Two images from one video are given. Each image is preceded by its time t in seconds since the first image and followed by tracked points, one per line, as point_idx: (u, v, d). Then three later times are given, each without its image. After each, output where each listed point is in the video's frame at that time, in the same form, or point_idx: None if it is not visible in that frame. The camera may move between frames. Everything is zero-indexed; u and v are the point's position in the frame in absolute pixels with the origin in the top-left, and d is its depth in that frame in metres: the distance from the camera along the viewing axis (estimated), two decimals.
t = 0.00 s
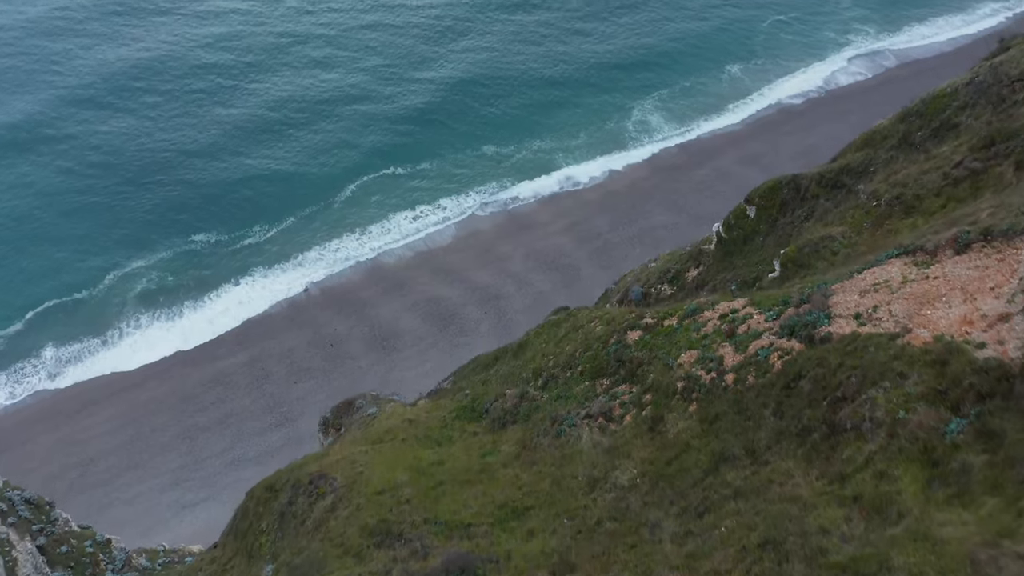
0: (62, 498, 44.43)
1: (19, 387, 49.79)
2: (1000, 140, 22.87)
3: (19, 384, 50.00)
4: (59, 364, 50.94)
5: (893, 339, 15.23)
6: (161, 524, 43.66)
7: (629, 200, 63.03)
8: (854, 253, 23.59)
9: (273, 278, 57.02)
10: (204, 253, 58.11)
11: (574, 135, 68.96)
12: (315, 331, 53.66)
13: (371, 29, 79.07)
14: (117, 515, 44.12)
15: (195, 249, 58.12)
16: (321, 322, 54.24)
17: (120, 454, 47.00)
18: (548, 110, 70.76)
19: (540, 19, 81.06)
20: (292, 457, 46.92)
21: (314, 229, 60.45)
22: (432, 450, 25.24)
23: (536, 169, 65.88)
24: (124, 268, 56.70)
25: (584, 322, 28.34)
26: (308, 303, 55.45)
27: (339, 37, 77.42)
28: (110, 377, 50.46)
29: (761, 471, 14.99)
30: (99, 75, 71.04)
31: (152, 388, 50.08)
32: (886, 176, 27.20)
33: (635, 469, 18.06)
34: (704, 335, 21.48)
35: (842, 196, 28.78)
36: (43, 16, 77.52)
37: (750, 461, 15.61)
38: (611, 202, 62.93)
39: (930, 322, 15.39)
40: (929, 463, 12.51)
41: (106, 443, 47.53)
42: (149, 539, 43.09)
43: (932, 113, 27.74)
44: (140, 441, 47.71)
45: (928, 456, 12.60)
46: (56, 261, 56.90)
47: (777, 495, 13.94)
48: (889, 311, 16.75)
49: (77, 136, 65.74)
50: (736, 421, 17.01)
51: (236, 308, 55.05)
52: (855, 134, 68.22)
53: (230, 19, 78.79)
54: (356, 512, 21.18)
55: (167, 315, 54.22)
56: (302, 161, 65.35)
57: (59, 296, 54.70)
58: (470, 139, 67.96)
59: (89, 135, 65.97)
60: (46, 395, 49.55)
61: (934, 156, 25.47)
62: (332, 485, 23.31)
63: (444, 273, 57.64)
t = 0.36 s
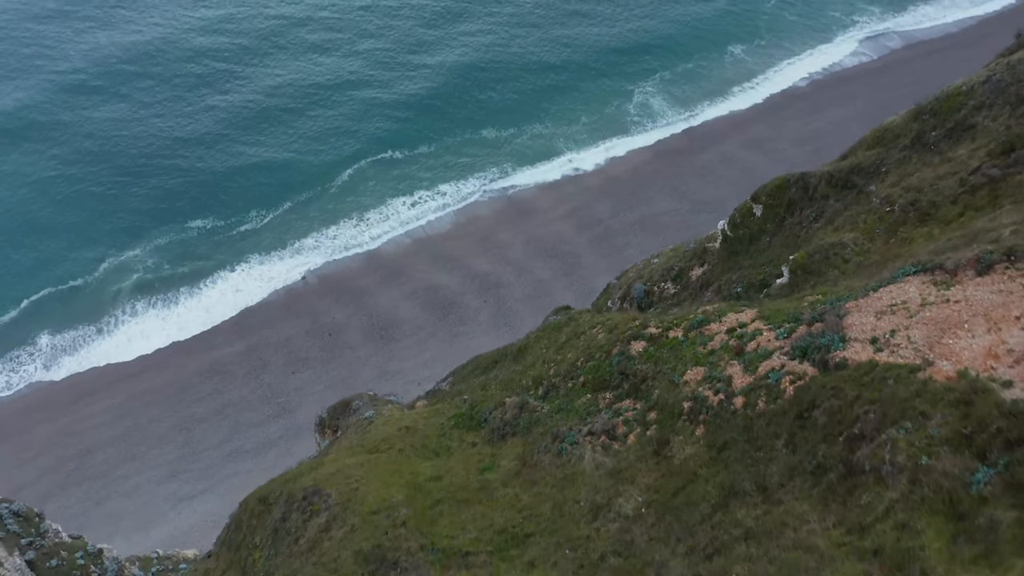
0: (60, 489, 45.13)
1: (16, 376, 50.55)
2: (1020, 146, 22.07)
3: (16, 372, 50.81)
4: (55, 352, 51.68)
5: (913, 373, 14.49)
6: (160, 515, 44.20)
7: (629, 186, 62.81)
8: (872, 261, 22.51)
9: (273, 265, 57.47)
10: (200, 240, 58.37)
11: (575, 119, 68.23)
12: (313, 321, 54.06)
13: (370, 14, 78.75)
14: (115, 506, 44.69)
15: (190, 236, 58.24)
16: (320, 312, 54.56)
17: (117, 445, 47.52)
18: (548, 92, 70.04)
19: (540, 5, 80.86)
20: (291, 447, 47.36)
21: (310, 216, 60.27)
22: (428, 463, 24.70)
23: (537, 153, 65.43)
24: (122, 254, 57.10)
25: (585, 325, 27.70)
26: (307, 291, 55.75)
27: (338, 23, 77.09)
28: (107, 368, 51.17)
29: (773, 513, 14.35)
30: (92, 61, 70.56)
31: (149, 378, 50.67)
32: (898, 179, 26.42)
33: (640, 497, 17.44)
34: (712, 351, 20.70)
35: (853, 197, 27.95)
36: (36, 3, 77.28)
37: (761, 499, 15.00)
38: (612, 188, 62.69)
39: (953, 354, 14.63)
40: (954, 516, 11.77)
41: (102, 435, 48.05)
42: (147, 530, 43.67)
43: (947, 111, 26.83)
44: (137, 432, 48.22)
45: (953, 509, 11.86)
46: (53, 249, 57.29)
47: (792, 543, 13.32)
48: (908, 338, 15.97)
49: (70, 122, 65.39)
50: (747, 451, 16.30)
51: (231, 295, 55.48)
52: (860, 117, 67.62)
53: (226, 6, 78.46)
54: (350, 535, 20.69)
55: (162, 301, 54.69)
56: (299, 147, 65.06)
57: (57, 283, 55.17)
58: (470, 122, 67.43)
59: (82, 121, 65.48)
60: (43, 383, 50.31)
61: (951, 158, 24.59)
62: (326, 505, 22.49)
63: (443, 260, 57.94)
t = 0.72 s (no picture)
0: (57, 481, 45.78)
1: (12, 363, 51.46)
2: None
3: (12, 360, 51.63)
4: (51, 340, 52.63)
5: (934, 412, 13.79)
6: (157, 507, 45.09)
7: (631, 171, 64.48)
8: (892, 273, 21.51)
9: (272, 250, 58.75)
10: (196, 227, 59.68)
11: (575, 103, 70.18)
12: (312, 310, 55.24)
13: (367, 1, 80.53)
14: (113, 499, 45.39)
15: (186, 224, 59.53)
16: (317, 300, 55.81)
17: (114, 437, 48.29)
18: (544, 78, 71.92)
19: None
20: (290, 438, 48.51)
21: (307, 203, 61.67)
22: (424, 477, 24.17)
23: (534, 138, 67.18)
24: (117, 243, 58.17)
25: (584, 331, 27.14)
26: (303, 281, 56.99)
27: (335, 10, 78.91)
28: (103, 357, 52.05)
29: (788, 560, 13.77)
30: (89, 49, 71.95)
31: (146, 368, 51.65)
32: (912, 183, 25.53)
33: (646, 529, 16.90)
34: (720, 370, 19.92)
35: (865, 200, 27.11)
36: None
37: (775, 541, 14.46)
38: (613, 174, 64.34)
39: (978, 391, 13.86)
40: None
41: (97, 426, 48.82)
42: (144, 523, 44.41)
43: (964, 111, 25.88)
44: (134, 423, 48.99)
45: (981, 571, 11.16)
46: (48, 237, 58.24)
47: None
48: (930, 368, 15.15)
49: (70, 109, 66.76)
50: (758, 486, 15.65)
51: (228, 282, 56.80)
52: (866, 100, 69.39)
53: None
54: (345, 560, 20.35)
55: (159, 287, 55.90)
56: (297, 134, 66.68)
57: (53, 271, 56.25)
58: (468, 106, 69.30)
59: (80, 111, 66.69)
60: (41, 371, 51.39)
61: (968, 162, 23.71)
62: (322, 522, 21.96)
63: (440, 248, 59.40)
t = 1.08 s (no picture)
0: (53, 475, 45.70)
1: (7, 354, 51.39)
2: None
3: (6, 351, 51.52)
4: (46, 329, 52.49)
5: (958, 461, 13.14)
6: (155, 502, 45.20)
7: (633, 159, 64.85)
8: (909, 289, 20.67)
9: (271, 239, 58.46)
10: (193, 213, 59.48)
11: (576, 87, 70.59)
12: (309, 300, 55.14)
13: None
14: (110, 494, 45.41)
15: (182, 211, 59.39)
16: (314, 290, 55.84)
17: (110, 430, 48.33)
18: (542, 63, 72.38)
19: None
20: (287, 432, 48.30)
21: (303, 190, 61.69)
22: (422, 493, 23.55)
23: (533, 123, 67.39)
24: (112, 233, 57.96)
25: (585, 341, 26.40)
26: (301, 270, 56.82)
27: None
28: (99, 348, 51.98)
29: None
30: (82, 38, 72.00)
31: (142, 359, 51.57)
32: (926, 191, 24.72)
33: (652, 567, 16.31)
34: (728, 393, 19.16)
35: (877, 205, 26.27)
36: None
37: None
38: (615, 160, 64.77)
39: (1003, 437, 13.21)
40: None
41: (93, 419, 48.82)
42: (142, 519, 44.49)
43: (980, 114, 25.05)
44: (130, 416, 49.00)
45: None
46: (42, 227, 57.91)
47: None
48: (952, 407, 14.44)
49: (67, 96, 66.90)
50: (769, 527, 15.04)
51: (225, 270, 56.52)
52: (871, 84, 69.80)
53: None
54: None
55: (154, 275, 55.71)
56: (294, 119, 66.96)
57: (47, 262, 55.93)
58: (467, 90, 69.66)
59: (75, 101, 66.54)
60: (37, 363, 51.20)
61: (983, 171, 22.93)
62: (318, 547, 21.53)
63: (440, 236, 59.27)
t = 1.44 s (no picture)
0: (50, 470, 46.27)
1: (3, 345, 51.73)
2: None
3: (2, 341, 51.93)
4: (42, 321, 52.79)
5: (983, 519, 12.67)
6: (153, 498, 45.42)
7: (635, 145, 64.28)
8: (927, 308, 19.88)
9: (267, 228, 58.33)
10: (188, 201, 59.45)
11: (577, 70, 69.75)
12: (307, 291, 54.96)
13: None
14: (107, 489, 45.78)
15: (179, 198, 59.43)
16: (312, 281, 55.53)
17: (107, 424, 48.60)
18: (542, 46, 71.51)
19: None
20: (285, 426, 48.29)
21: (299, 177, 61.41)
22: (420, 513, 22.98)
23: (533, 107, 66.69)
24: (108, 221, 57.96)
25: (586, 351, 25.79)
26: (298, 259, 56.67)
27: None
28: (95, 339, 52.30)
29: None
30: (77, 29, 71.95)
31: (139, 351, 51.82)
32: (941, 200, 23.98)
33: None
34: (737, 420, 18.43)
35: (889, 212, 25.46)
36: None
37: None
38: (617, 147, 64.17)
39: None
40: None
41: (90, 412, 49.17)
42: (139, 514, 44.71)
43: (998, 119, 24.20)
44: (126, 410, 49.24)
45: None
46: (38, 220, 58.07)
47: None
48: (976, 452, 13.86)
49: (63, 86, 66.85)
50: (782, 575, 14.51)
51: (222, 260, 56.49)
52: (877, 68, 68.98)
53: None
54: None
55: (148, 262, 55.77)
56: (290, 106, 66.60)
57: (44, 254, 56.18)
58: (466, 73, 68.90)
59: (71, 93, 66.40)
60: (33, 355, 51.57)
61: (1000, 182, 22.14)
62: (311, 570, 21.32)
63: (439, 226, 58.80)
